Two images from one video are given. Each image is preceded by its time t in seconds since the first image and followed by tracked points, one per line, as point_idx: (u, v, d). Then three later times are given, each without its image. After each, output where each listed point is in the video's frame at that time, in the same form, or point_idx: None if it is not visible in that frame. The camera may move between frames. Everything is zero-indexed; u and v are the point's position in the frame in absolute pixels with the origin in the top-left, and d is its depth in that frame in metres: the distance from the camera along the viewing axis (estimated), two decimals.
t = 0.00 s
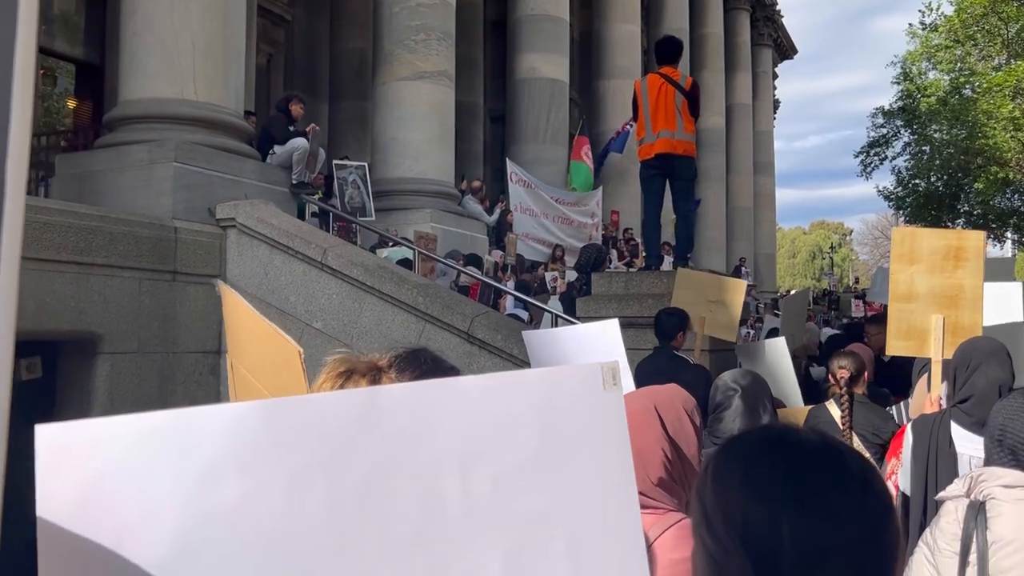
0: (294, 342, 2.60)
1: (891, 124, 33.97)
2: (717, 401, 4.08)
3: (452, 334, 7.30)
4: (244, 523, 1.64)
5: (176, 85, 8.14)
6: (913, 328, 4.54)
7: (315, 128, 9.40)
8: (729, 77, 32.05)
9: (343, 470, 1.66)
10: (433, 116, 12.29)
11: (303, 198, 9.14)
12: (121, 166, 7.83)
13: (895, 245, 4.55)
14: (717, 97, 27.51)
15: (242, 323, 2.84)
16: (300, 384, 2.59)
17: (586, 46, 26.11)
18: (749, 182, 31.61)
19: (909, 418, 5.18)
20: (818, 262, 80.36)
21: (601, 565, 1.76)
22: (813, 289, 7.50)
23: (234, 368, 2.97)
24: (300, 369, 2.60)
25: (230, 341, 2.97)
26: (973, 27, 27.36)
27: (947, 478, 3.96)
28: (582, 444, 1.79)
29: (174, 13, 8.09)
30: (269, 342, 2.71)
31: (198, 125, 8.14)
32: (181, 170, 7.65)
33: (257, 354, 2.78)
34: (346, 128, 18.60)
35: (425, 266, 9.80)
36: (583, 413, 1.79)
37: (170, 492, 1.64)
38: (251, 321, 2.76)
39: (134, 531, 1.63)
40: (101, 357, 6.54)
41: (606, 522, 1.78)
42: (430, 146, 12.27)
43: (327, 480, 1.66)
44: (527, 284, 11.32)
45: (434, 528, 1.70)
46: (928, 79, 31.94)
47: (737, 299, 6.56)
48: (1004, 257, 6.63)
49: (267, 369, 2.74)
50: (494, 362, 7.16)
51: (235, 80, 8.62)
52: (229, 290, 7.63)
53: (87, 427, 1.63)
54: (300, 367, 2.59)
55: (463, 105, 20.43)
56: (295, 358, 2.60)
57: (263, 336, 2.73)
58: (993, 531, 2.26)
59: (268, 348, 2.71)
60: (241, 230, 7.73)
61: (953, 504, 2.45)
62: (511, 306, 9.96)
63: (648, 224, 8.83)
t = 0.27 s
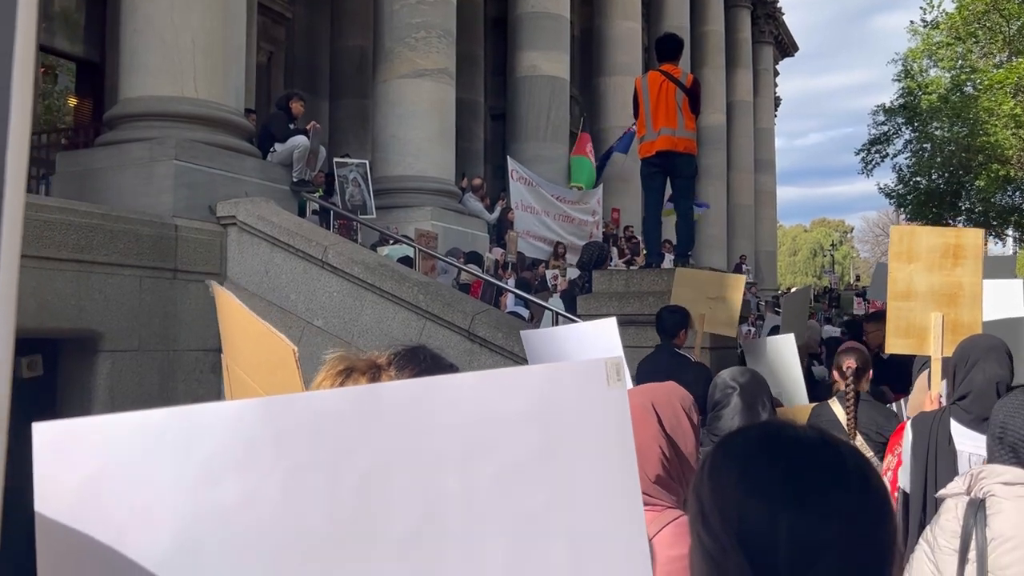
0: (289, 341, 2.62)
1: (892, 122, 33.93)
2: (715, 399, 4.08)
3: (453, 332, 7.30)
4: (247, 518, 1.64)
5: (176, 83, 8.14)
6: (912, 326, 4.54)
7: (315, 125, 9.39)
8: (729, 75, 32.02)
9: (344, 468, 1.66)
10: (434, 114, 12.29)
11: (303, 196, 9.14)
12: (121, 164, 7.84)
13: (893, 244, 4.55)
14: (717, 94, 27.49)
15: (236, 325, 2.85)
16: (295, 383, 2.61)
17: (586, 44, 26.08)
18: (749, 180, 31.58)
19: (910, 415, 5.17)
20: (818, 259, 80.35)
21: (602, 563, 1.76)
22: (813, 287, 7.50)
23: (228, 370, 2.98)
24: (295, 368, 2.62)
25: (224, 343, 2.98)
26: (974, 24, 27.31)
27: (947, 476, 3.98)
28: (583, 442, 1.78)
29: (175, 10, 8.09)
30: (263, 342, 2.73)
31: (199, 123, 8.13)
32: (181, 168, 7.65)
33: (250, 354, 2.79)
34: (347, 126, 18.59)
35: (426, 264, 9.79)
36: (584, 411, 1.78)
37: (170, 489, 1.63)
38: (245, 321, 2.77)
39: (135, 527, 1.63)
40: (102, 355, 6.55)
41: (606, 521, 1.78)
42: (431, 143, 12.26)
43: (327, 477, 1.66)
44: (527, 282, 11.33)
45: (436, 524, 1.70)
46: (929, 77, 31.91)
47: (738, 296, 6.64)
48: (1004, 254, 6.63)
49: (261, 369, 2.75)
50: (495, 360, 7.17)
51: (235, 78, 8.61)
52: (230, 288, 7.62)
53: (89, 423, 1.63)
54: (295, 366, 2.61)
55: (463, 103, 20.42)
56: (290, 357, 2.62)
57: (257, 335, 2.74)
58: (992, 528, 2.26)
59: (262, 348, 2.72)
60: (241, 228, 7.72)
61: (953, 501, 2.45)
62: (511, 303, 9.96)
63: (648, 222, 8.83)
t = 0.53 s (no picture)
0: (283, 339, 2.59)
1: (893, 119, 33.92)
2: (716, 397, 4.09)
3: (453, 330, 7.31)
4: (248, 517, 1.64)
5: (177, 81, 8.14)
6: (910, 324, 4.53)
7: (316, 123, 9.39)
8: (730, 73, 31.99)
9: (344, 466, 1.66)
10: (434, 112, 12.29)
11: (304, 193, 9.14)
12: (122, 162, 7.84)
13: (891, 242, 4.53)
14: (718, 92, 27.48)
15: (233, 325, 2.85)
16: (291, 381, 2.58)
17: (587, 42, 26.07)
18: (750, 178, 31.58)
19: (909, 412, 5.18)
20: (819, 257, 80.32)
21: (601, 561, 1.76)
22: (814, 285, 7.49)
23: (226, 370, 2.98)
24: (290, 366, 2.59)
25: (222, 344, 2.98)
26: (975, 22, 27.28)
27: (946, 473, 3.98)
28: (582, 440, 1.78)
29: (175, 8, 8.08)
30: (260, 342, 2.71)
31: (199, 122, 8.13)
32: (182, 166, 7.65)
33: (248, 355, 2.78)
34: (348, 124, 18.59)
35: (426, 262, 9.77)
36: (583, 410, 1.78)
37: (170, 488, 1.64)
38: (242, 322, 2.76)
39: (135, 527, 1.63)
40: (103, 353, 6.55)
41: (603, 518, 1.78)
42: (431, 141, 12.26)
43: (327, 475, 1.66)
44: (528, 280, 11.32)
45: (439, 523, 1.70)
46: (930, 74, 31.90)
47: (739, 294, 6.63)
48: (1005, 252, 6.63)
49: (259, 369, 2.73)
50: (496, 358, 7.17)
51: (236, 76, 8.60)
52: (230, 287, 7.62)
53: (89, 423, 1.63)
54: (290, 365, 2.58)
55: (464, 102, 20.40)
56: (284, 355, 2.59)
57: (254, 336, 2.72)
58: (991, 525, 2.26)
59: (259, 348, 2.71)
60: (242, 227, 7.71)
61: (955, 498, 2.44)
62: (512, 301, 9.96)
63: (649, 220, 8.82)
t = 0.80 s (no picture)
0: (282, 338, 2.59)
1: (892, 118, 33.93)
2: (716, 396, 4.10)
3: (453, 330, 7.31)
4: (252, 518, 1.63)
5: (177, 80, 8.13)
6: (908, 322, 4.53)
7: (315, 122, 9.38)
8: (729, 71, 31.99)
9: (348, 464, 1.67)
10: (434, 111, 12.28)
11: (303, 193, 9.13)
12: (121, 161, 7.83)
13: (889, 240, 4.58)
14: (717, 91, 27.47)
15: (232, 324, 2.85)
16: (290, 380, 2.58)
17: (586, 40, 26.06)
18: (750, 177, 31.56)
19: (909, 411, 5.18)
20: (819, 256, 80.33)
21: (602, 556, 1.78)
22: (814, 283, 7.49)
23: (226, 369, 3.00)
24: (290, 365, 2.59)
25: (221, 343, 2.99)
26: (975, 20, 27.28)
27: (944, 472, 3.96)
28: (582, 440, 1.82)
29: (175, 8, 8.08)
30: (260, 340, 2.71)
31: (198, 121, 8.13)
32: (181, 166, 7.65)
33: (247, 354, 2.78)
34: (347, 123, 18.57)
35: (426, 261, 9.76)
36: (583, 409, 1.82)
37: (172, 489, 1.62)
38: (241, 321, 2.77)
39: (135, 529, 1.61)
40: (103, 353, 6.55)
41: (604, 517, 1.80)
42: (431, 140, 12.25)
43: (331, 475, 1.66)
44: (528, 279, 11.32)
45: (441, 521, 1.70)
46: (929, 73, 31.90)
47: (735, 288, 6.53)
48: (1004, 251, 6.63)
49: (258, 368, 2.74)
50: (496, 357, 7.18)
51: (235, 74, 8.59)
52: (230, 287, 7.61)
53: (88, 423, 1.60)
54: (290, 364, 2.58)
55: (463, 101, 20.39)
56: (283, 354, 2.59)
57: (253, 334, 2.72)
58: (989, 525, 2.27)
59: (258, 347, 2.71)
60: (241, 226, 7.71)
61: (955, 497, 2.46)
62: (512, 301, 9.95)
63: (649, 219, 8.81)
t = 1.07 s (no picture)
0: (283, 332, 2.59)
1: (890, 117, 33.99)
2: (717, 395, 4.10)
3: (452, 329, 7.31)
4: (257, 520, 1.63)
5: (175, 79, 8.12)
6: (906, 320, 4.57)
7: (314, 121, 9.37)
8: (728, 71, 32.01)
9: (351, 468, 1.66)
10: (433, 110, 12.28)
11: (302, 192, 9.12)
12: (120, 161, 7.82)
13: (887, 238, 4.59)
14: (716, 90, 27.48)
15: (233, 316, 2.87)
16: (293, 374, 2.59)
17: (584, 39, 26.06)
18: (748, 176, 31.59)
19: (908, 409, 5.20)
20: (817, 255, 80.43)
21: (603, 555, 1.78)
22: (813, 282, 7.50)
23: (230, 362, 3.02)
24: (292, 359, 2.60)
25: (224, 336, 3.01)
26: (973, 19, 27.34)
27: (937, 468, 3.99)
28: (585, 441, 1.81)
29: (173, 7, 8.07)
30: (261, 335, 2.71)
31: (197, 121, 8.12)
32: (180, 165, 7.64)
33: (249, 347, 2.80)
34: (346, 123, 18.56)
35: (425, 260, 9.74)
36: (585, 413, 1.81)
37: (179, 488, 1.63)
38: (241, 316, 2.78)
39: (141, 530, 1.61)
40: (102, 352, 6.54)
41: (604, 518, 1.80)
42: (429, 140, 12.24)
43: (336, 475, 1.65)
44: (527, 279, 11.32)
45: (444, 523, 1.71)
46: (927, 71, 31.94)
47: (732, 287, 6.51)
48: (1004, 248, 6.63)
49: (260, 361, 2.75)
50: (496, 356, 7.18)
51: (234, 73, 8.58)
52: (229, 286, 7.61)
53: (94, 426, 1.61)
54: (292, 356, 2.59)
55: (462, 100, 20.37)
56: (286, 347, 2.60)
57: (254, 327, 2.73)
58: (987, 525, 2.26)
59: (260, 340, 2.71)
60: (240, 226, 7.71)
61: (956, 496, 2.47)
62: (511, 300, 9.95)
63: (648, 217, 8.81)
